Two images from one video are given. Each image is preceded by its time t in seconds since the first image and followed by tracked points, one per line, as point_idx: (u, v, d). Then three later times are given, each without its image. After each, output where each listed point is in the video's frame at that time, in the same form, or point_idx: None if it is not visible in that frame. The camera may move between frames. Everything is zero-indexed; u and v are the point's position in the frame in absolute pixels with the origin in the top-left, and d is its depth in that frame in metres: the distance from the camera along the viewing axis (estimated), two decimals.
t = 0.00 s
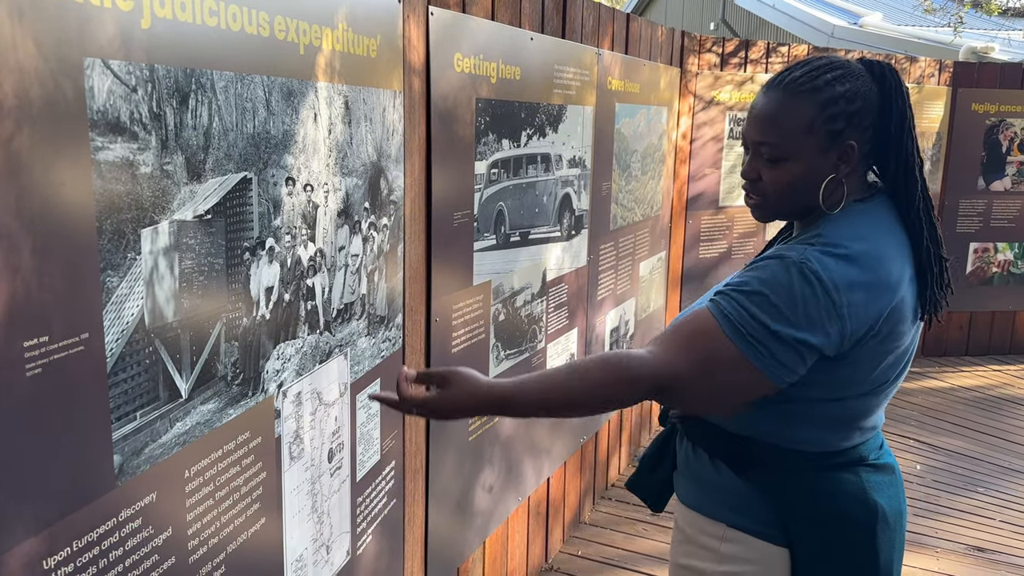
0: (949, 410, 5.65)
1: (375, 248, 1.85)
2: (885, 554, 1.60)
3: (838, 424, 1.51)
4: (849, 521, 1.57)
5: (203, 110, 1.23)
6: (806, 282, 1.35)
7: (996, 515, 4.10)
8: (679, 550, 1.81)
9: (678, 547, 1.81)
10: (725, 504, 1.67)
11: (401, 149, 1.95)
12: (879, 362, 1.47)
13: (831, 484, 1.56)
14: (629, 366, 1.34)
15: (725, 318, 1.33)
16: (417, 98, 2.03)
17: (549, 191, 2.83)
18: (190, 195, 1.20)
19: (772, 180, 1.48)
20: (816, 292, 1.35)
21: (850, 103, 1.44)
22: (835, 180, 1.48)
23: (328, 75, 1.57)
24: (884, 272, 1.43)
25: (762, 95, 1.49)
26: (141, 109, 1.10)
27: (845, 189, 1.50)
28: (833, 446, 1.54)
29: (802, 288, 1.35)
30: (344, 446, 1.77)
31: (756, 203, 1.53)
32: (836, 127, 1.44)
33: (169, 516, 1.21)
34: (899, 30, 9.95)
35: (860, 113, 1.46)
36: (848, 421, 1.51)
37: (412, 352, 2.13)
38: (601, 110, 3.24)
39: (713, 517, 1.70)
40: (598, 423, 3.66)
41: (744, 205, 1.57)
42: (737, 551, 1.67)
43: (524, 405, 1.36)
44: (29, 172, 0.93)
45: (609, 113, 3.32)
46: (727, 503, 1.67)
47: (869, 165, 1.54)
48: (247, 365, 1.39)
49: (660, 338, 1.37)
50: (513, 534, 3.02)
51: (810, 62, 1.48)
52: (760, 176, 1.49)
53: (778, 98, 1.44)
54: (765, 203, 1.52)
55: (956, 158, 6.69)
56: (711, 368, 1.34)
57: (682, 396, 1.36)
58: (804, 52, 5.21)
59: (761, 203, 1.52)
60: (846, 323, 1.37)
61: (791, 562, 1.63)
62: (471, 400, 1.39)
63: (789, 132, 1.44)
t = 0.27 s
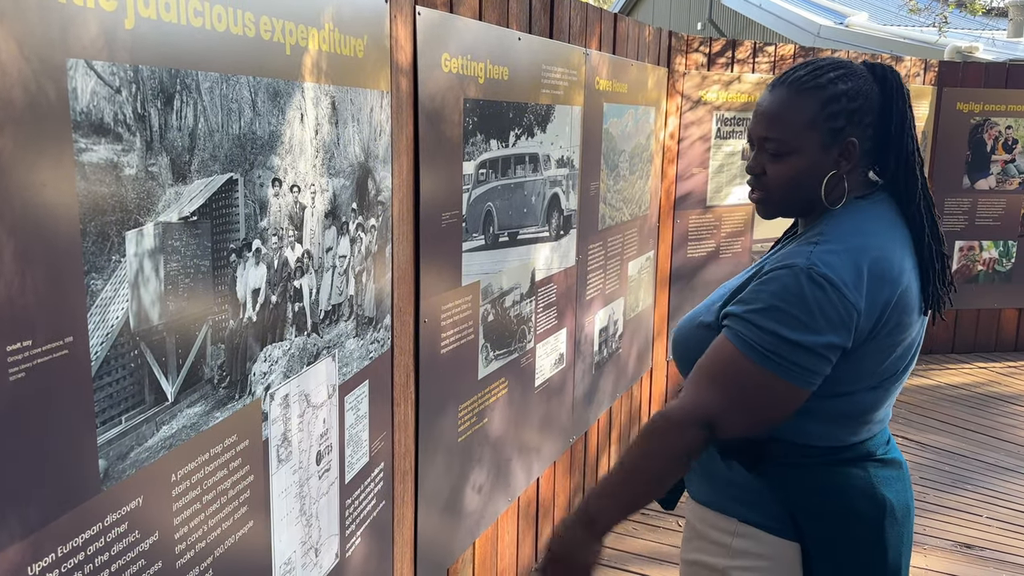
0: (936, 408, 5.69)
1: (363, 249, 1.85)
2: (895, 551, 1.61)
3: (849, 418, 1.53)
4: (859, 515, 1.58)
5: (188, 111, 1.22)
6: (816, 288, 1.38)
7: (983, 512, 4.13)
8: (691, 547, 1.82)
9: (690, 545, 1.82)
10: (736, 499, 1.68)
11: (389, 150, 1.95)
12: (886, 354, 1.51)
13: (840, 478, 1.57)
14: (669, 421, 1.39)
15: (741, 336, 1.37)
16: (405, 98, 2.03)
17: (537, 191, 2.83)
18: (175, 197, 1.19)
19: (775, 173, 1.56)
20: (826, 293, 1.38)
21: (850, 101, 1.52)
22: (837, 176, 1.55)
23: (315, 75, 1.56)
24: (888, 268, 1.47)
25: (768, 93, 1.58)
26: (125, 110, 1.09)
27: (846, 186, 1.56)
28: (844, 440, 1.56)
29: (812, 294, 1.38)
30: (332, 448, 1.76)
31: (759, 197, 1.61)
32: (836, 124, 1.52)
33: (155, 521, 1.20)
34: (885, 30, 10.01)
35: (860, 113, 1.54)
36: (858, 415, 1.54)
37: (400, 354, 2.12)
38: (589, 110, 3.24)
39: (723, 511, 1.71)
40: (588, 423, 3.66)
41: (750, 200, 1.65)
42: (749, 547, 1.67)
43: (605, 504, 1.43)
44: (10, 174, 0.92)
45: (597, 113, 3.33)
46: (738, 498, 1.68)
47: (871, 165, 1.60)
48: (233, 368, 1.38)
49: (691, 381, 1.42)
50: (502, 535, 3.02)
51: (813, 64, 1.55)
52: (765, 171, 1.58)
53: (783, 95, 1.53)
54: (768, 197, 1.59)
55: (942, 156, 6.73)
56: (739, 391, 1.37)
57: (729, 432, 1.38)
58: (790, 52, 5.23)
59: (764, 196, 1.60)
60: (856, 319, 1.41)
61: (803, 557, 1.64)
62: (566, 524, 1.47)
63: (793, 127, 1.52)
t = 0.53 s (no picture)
0: (922, 406, 5.72)
1: (350, 250, 1.84)
2: (904, 544, 1.63)
3: (861, 413, 1.54)
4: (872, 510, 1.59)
5: (172, 113, 1.21)
6: (830, 284, 1.39)
7: (969, 509, 4.17)
8: (698, 543, 1.80)
9: (697, 541, 1.80)
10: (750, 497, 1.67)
11: (376, 151, 1.94)
12: (899, 349, 1.52)
13: (855, 474, 1.58)
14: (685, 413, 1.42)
15: (756, 332, 1.39)
16: (391, 100, 2.02)
17: (525, 192, 2.83)
18: (160, 199, 1.18)
19: (786, 172, 1.56)
20: (841, 288, 1.39)
21: (861, 102, 1.53)
22: (846, 175, 1.56)
23: (301, 77, 1.55)
24: (901, 263, 1.48)
25: (779, 94, 1.58)
26: (108, 113, 1.08)
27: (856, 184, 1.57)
28: (856, 435, 1.57)
29: (827, 289, 1.39)
30: (320, 451, 1.75)
31: (769, 196, 1.60)
32: (847, 124, 1.53)
33: (141, 525, 1.19)
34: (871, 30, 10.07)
35: (870, 112, 1.55)
36: (869, 410, 1.55)
37: (389, 355, 2.12)
38: (577, 110, 3.25)
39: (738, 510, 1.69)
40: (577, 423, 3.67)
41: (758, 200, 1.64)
42: (764, 545, 1.66)
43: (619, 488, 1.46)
44: None
45: (585, 114, 3.33)
46: (753, 495, 1.66)
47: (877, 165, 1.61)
48: (219, 372, 1.37)
49: (706, 375, 1.44)
50: (492, 536, 3.02)
51: (823, 65, 1.56)
52: (776, 170, 1.57)
53: (795, 96, 1.53)
54: (778, 196, 1.59)
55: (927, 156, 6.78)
56: (756, 385, 1.39)
57: (746, 426, 1.41)
58: (776, 52, 5.25)
59: (773, 195, 1.59)
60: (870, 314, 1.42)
61: (819, 554, 1.63)
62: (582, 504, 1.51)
63: (805, 127, 1.52)
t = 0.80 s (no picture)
0: (911, 405, 5.76)
1: (340, 253, 1.84)
2: (911, 537, 1.65)
3: (871, 411, 1.55)
4: (882, 507, 1.60)
5: (160, 116, 1.21)
6: (836, 270, 1.41)
7: (957, 507, 4.19)
8: (710, 540, 1.81)
9: (710, 538, 1.81)
10: (763, 496, 1.68)
11: (365, 153, 1.94)
12: (903, 345, 1.53)
13: (865, 472, 1.59)
14: (680, 370, 1.41)
15: (762, 311, 1.39)
16: (380, 102, 2.02)
17: (515, 194, 2.83)
18: (147, 203, 1.18)
19: (794, 174, 1.56)
20: (846, 277, 1.41)
21: (861, 102, 1.55)
22: (850, 174, 1.57)
23: (289, 79, 1.55)
24: (905, 259, 1.49)
25: (781, 98, 1.59)
26: (95, 116, 1.08)
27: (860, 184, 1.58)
28: (866, 433, 1.58)
29: (831, 275, 1.41)
30: (310, 455, 1.74)
31: (778, 198, 1.60)
32: (850, 124, 1.54)
33: (130, 531, 1.18)
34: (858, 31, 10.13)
35: (871, 112, 1.56)
36: (878, 407, 1.56)
37: (379, 358, 2.11)
38: (566, 112, 3.25)
39: (751, 509, 1.70)
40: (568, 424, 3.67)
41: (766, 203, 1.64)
42: (778, 542, 1.68)
43: (596, 426, 1.46)
44: None
45: (574, 115, 3.34)
46: (766, 495, 1.67)
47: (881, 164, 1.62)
48: (208, 376, 1.36)
49: (703, 340, 1.43)
50: (483, 538, 3.02)
51: (822, 69, 1.57)
52: (782, 172, 1.58)
53: (797, 99, 1.54)
54: (787, 198, 1.59)
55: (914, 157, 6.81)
56: (755, 358, 1.39)
57: (735, 392, 1.41)
58: (765, 54, 5.27)
59: (782, 197, 1.60)
60: (874, 304, 1.44)
61: (831, 550, 1.65)
62: (555, 428, 1.53)
63: (808, 128, 1.53)
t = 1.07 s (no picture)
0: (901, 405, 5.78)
1: (329, 257, 1.84)
2: (908, 538, 1.65)
3: (871, 411, 1.55)
4: (880, 508, 1.60)
5: (147, 121, 1.20)
6: (846, 280, 1.40)
7: (947, 507, 4.21)
8: (713, 539, 1.78)
9: (714, 537, 1.78)
10: (762, 495, 1.69)
11: (355, 156, 1.94)
12: (904, 345, 1.54)
13: (864, 472, 1.58)
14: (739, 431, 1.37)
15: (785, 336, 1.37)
16: (370, 105, 2.02)
17: (505, 196, 2.83)
18: (134, 208, 1.18)
19: (793, 174, 1.58)
20: (857, 285, 1.40)
21: (861, 106, 1.55)
22: (849, 176, 1.58)
23: (277, 83, 1.55)
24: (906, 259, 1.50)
25: (782, 100, 1.59)
26: (81, 121, 1.08)
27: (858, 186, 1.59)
28: (866, 433, 1.58)
29: (842, 285, 1.40)
30: (299, 459, 1.74)
31: (777, 198, 1.62)
32: (849, 126, 1.55)
33: (118, 536, 1.18)
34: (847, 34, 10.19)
35: (870, 116, 1.57)
36: (878, 407, 1.56)
37: (370, 361, 2.11)
38: (556, 115, 3.25)
39: (749, 508, 1.71)
40: (559, 427, 3.67)
41: (766, 202, 1.66)
42: (775, 541, 1.69)
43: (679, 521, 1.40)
44: None
45: (564, 118, 3.34)
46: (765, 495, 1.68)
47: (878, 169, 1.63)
48: (196, 381, 1.36)
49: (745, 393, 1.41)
50: (475, 541, 3.02)
51: (822, 74, 1.58)
52: (782, 173, 1.59)
53: (798, 101, 1.55)
54: (786, 198, 1.61)
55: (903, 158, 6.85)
56: (798, 393, 1.36)
57: (796, 438, 1.36)
58: (754, 56, 5.29)
59: (781, 197, 1.61)
60: (883, 310, 1.44)
61: (828, 549, 1.65)
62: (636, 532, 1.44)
63: (809, 130, 1.54)
